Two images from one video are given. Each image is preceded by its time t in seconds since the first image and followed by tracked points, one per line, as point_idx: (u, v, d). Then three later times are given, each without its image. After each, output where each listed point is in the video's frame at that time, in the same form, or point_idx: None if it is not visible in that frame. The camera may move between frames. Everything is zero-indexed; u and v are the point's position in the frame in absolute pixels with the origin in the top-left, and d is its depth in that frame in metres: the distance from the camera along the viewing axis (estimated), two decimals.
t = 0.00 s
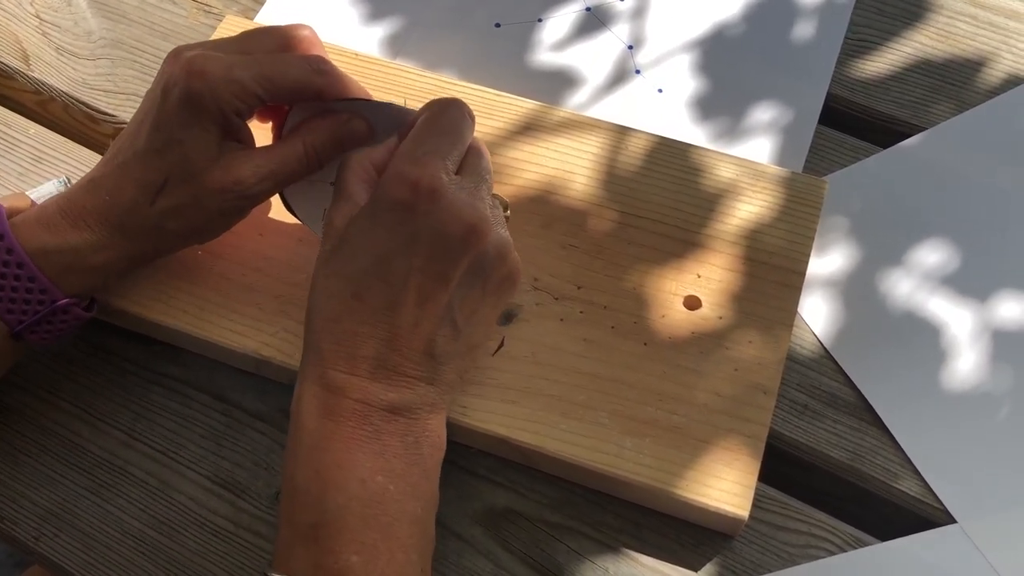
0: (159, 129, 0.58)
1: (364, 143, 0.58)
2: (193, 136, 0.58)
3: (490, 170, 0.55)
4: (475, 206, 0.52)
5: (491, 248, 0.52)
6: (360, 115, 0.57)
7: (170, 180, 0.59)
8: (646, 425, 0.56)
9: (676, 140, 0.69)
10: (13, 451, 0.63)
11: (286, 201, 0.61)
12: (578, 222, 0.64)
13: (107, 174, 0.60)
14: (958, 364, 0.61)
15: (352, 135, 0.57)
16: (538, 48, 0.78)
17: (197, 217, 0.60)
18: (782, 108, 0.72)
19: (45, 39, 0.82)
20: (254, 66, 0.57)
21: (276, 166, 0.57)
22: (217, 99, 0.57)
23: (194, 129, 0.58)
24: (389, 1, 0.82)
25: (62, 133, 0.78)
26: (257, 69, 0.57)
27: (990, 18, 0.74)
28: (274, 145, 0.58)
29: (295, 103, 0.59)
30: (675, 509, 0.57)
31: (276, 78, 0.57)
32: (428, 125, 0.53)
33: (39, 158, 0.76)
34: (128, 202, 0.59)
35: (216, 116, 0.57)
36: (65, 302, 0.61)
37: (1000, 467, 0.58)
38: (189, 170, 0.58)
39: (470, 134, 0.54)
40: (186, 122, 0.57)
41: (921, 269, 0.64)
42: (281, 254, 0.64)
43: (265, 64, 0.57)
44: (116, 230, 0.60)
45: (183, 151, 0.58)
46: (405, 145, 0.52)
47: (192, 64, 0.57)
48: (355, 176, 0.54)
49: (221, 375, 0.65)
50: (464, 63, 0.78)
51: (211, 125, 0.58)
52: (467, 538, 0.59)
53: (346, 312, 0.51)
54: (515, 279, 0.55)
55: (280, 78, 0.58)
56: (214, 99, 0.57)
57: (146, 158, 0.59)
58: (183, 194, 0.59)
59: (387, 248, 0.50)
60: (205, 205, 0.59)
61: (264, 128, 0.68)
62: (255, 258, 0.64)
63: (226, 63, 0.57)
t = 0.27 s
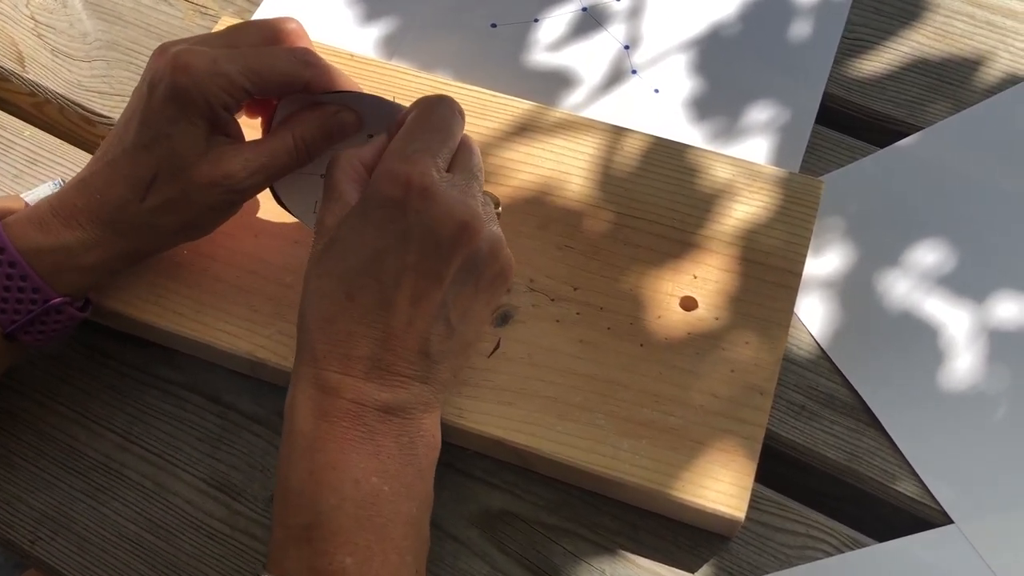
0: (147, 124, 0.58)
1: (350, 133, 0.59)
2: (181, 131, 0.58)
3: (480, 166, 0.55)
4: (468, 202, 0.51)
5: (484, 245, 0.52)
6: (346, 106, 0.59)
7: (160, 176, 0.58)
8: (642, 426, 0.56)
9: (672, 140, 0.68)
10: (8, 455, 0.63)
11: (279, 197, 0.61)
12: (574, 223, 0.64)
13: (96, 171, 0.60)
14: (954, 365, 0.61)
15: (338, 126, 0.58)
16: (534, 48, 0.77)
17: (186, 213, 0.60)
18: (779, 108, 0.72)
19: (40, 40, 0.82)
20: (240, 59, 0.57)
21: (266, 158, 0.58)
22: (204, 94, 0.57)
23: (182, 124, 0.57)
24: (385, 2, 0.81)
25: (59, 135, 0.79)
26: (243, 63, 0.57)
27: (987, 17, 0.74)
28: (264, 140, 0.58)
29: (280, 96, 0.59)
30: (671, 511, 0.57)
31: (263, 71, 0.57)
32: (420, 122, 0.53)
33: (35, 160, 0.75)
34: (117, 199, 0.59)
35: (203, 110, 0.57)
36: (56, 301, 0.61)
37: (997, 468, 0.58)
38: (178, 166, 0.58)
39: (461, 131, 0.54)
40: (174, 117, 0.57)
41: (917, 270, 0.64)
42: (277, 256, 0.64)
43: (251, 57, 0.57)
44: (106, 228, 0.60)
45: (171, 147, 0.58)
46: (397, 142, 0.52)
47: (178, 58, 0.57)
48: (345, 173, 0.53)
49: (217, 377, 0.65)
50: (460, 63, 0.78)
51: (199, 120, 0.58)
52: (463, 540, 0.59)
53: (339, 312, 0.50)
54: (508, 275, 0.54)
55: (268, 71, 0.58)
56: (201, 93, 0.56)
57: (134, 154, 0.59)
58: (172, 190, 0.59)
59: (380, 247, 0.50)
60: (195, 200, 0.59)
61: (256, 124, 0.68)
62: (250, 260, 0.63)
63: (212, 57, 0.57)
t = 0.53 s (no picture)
0: (147, 130, 0.57)
1: (350, 134, 0.58)
2: (181, 133, 0.57)
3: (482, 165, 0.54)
4: (470, 202, 0.51)
5: (487, 244, 0.52)
6: (346, 108, 0.58)
7: (160, 180, 0.58)
8: (644, 426, 0.56)
9: (672, 140, 0.68)
10: (11, 458, 0.63)
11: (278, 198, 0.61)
12: (575, 223, 0.64)
13: (98, 177, 0.60)
14: (956, 364, 0.61)
15: (338, 127, 0.57)
16: (534, 49, 0.77)
17: (188, 217, 0.59)
18: (779, 108, 0.72)
19: (41, 44, 0.82)
20: (239, 59, 0.57)
21: (265, 160, 0.57)
22: (203, 96, 0.56)
23: (183, 128, 0.57)
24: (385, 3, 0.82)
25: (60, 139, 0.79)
26: (243, 65, 0.57)
27: (987, 16, 0.74)
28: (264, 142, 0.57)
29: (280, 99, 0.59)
30: (674, 511, 0.57)
31: (263, 74, 0.57)
32: (420, 120, 0.52)
33: (36, 163, 0.76)
34: (117, 204, 0.59)
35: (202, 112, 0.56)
36: (58, 304, 0.61)
37: (1000, 466, 0.58)
38: (178, 169, 0.57)
39: (462, 129, 0.53)
40: (174, 121, 0.57)
41: (918, 269, 0.64)
42: (278, 258, 0.64)
43: (250, 57, 0.57)
44: (108, 233, 0.60)
45: (171, 151, 0.57)
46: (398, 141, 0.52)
47: (178, 64, 0.57)
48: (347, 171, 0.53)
49: (220, 380, 0.65)
50: (461, 65, 0.78)
51: (199, 122, 0.57)
52: (466, 541, 0.59)
53: (342, 312, 0.50)
54: (509, 276, 0.55)
55: (266, 71, 0.57)
56: (201, 97, 0.56)
57: (134, 157, 0.58)
58: (173, 193, 0.58)
59: (383, 246, 0.50)
60: (195, 203, 0.58)
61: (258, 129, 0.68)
62: (252, 262, 0.64)
63: (212, 61, 0.57)
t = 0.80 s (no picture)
0: (137, 115, 0.58)
1: (342, 122, 0.58)
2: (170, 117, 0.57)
3: (519, 217, 0.52)
4: (514, 265, 0.48)
5: (531, 305, 0.48)
6: (340, 96, 0.57)
7: (150, 164, 0.58)
8: (658, 449, 0.56)
9: (680, 156, 0.68)
10: (19, 485, 0.63)
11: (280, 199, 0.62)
12: (584, 241, 0.63)
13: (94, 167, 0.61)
14: (971, 383, 0.60)
15: (330, 113, 0.57)
16: (540, 64, 0.77)
17: (178, 203, 0.59)
18: (788, 122, 0.72)
19: (44, 61, 0.81)
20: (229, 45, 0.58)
21: (255, 147, 0.56)
22: (193, 78, 0.57)
23: (171, 111, 0.57)
24: (389, 18, 0.81)
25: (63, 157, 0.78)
26: (233, 50, 0.58)
27: (996, 28, 0.74)
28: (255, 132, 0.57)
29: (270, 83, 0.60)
30: (689, 534, 0.56)
31: (252, 59, 0.58)
32: (458, 177, 0.50)
33: (40, 183, 0.75)
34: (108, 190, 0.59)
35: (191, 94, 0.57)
36: (43, 294, 0.59)
37: (1018, 487, 0.57)
38: (168, 153, 0.57)
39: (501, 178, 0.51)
40: (163, 104, 0.57)
41: (930, 286, 0.63)
42: (286, 278, 0.63)
43: (239, 43, 0.58)
44: (102, 221, 0.60)
45: (162, 135, 0.57)
46: (438, 198, 0.49)
47: (167, 50, 0.57)
48: (373, 221, 0.51)
49: (227, 402, 0.64)
50: (466, 80, 0.78)
51: (190, 108, 0.57)
52: (477, 566, 0.58)
53: (378, 376, 0.48)
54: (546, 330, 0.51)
55: (255, 56, 0.58)
56: (189, 78, 0.56)
57: (127, 144, 0.59)
58: (163, 178, 0.58)
59: (424, 312, 0.47)
60: (185, 190, 0.58)
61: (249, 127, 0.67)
62: (259, 282, 0.63)
63: (201, 45, 0.57)
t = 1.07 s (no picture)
0: (147, 122, 0.57)
1: (354, 140, 0.57)
2: (176, 123, 0.56)
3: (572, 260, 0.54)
4: (582, 306, 0.50)
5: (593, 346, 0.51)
6: (352, 112, 0.57)
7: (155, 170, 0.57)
8: (687, 478, 0.55)
9: (702, 176, 0.67)
10: (31, 515, 0.61)
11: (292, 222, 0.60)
12: (607, 265, 0.62)
13: (106, 177, 0.60)
14: (1001, 407, 0.60)
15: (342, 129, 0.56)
16: (557, 84, 0.76)
17: (179, 212, 0.57)
18: (809, 141, 0.71)
19: (55, 82, 0.81)
20: (241, 55, 0.57)
21: (262, 155, 0.54)
22: (201, 85, 0.56)
23: (179, 117, 0.56)
24: (403, 37, 0.80)
25: (76, 180, 0.78)
26: (245, 60, 0.57)
27: (1016, 45, 0.73)
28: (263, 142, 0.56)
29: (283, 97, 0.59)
30: (719, 564, 0.55)
31: (264, 70, 0.58)
32: (528, 216, 0.51)
33: (51, 206, 0.74)
34: (115, 198, 0.59)
35: (198, 100, 0.56)
36: (46, 307, 0.58)
37: None
38: (173, 159, 0.56)
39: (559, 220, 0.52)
40: (171, 110, 0.56)
41: (956, 307, 0.63)
42: (304, 304, 0.62)
43: (252, 53, 0.58)
44: (107, 230, 0.59)
45: (168, 140, 0.57)
46: (510, 236, 0.50)
47: (179, 59, 0.57)
48: (430, 252, 0.51)
49: (245, 430, 0.63)
50: (482, 100, 0.77)
51: (197, 114, 0.56)
52: None
53: (445, 411, 0.48)
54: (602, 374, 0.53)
55: (267, 67, 0.58)
56: (198, 83, 0.56)
57: (134, 151, 0.58)
58: (167, 185, 0.57)
59: (502, 347, 0.48)
60: (186, 198, 0.56)
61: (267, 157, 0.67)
62: (277, 308, 0.62)
63: (215, 55, 0.57)
